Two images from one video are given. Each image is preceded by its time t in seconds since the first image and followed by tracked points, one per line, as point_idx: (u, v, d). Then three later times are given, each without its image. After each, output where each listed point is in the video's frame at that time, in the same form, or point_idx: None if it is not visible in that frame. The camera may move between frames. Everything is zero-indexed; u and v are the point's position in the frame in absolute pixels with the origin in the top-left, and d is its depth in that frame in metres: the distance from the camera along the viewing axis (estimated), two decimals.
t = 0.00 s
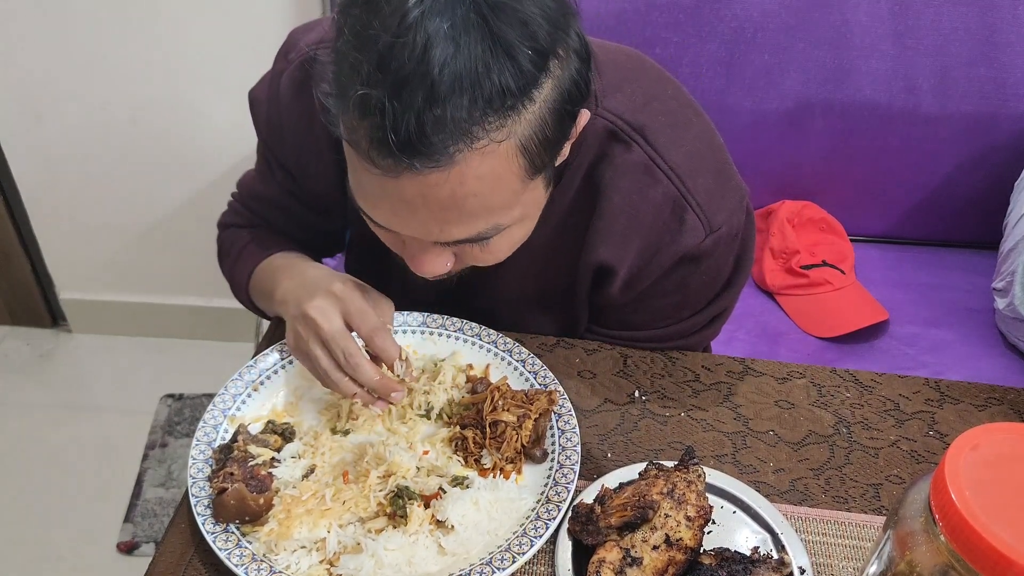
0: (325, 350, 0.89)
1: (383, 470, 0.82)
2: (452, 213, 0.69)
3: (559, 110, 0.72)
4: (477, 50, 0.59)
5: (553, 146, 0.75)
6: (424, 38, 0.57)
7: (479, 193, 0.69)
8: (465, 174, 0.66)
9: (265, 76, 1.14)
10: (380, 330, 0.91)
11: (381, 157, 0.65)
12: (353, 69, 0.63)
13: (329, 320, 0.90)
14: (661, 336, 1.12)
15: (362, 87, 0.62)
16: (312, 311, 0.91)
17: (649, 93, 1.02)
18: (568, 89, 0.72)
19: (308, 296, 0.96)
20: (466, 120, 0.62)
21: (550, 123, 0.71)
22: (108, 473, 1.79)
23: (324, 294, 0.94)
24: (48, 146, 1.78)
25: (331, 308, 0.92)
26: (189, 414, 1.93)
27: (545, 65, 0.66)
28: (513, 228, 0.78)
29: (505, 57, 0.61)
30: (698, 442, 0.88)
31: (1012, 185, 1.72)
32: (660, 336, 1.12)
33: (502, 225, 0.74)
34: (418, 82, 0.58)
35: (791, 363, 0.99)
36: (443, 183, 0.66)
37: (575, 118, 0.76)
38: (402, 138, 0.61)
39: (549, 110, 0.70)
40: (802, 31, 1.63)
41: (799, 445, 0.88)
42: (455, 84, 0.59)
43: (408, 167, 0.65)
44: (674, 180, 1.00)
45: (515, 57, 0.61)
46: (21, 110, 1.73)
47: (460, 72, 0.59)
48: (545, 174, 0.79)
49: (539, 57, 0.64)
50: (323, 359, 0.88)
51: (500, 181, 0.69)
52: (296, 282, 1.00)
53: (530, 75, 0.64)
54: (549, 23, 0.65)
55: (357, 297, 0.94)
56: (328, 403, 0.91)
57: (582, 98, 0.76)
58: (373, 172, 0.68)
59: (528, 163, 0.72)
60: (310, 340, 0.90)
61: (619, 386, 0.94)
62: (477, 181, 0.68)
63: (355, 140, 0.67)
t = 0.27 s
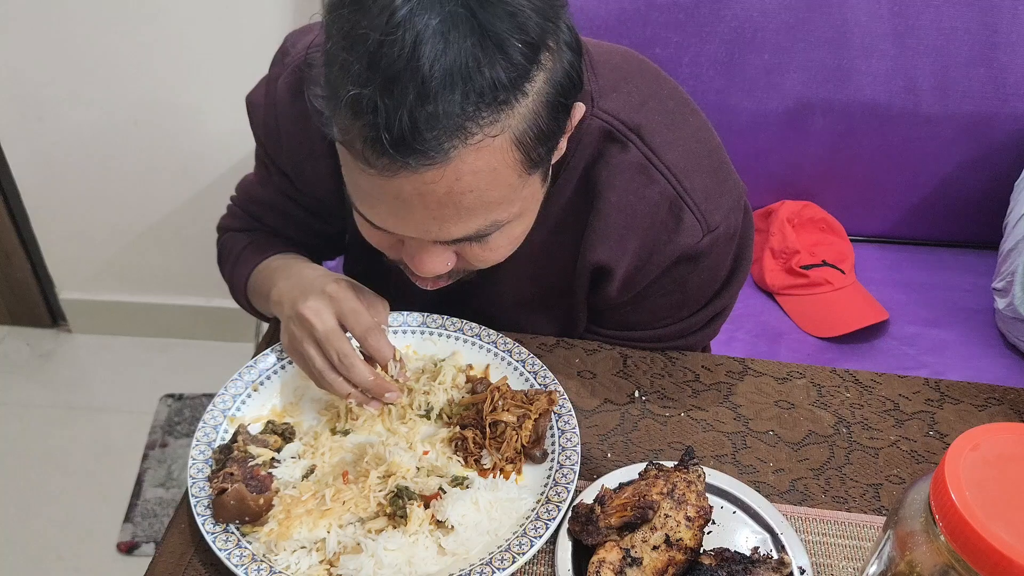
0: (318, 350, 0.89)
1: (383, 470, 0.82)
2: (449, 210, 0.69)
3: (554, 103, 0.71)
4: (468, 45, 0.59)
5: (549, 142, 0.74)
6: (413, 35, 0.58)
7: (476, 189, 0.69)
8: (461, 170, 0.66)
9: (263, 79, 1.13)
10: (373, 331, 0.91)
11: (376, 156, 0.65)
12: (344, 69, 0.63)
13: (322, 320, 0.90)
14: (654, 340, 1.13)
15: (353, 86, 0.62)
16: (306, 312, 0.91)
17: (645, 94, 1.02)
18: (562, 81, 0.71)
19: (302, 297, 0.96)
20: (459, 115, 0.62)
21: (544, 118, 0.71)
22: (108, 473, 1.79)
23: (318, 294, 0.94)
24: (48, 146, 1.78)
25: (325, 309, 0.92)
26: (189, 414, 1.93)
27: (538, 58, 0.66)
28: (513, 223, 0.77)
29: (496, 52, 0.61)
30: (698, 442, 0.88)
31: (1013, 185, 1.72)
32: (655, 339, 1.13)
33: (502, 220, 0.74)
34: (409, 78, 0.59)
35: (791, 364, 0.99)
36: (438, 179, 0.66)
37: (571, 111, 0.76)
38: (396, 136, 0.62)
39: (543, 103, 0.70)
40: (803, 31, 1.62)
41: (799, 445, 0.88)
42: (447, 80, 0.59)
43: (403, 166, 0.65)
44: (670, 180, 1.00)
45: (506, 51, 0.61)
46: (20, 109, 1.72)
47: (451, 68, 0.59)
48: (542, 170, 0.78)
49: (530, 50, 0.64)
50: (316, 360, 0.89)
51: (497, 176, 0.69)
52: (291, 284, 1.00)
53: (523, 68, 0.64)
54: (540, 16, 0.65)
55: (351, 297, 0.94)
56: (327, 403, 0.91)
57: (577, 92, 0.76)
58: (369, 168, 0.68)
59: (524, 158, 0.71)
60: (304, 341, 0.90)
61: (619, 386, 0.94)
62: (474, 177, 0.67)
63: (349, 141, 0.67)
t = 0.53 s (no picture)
0: (317, 353, 0.88)
1: (383, 470, 0.82)
2: (454, 210, 0.70)
3: (551, 96, 0.71)
4: (465, 47, 0.58)
5: (547, 137, 0.74)
6: (410, 39, 0.57)
7: (478, 190, 0.69)
8: (463, 171, 0.67)
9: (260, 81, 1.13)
10: (372, 333, 0.90)
11: (377, 159, 0.65)
12: (341, 74, 0.62)
13: (320, 321, 0.89)
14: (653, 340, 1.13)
15: (351, 91, 0.61)
16: (303, 313, 0.89)
17: (643, 93, 1.02)
18: (559, 76, 0.71)
19: (300, 299, 0.95)
20: (459, 116, 0.61)
21: (542, 113, 0.71)
22: (108, 473, 1.79)
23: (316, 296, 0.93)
24: (48, 146, 1.78)
25: (323, 310, 0.91)
26: (189, 414, 1.93)
27: (535, 54, 0.65)
28: (515, 218, 0.78)
29: (493, 51, 0.60)
30: (698, 442, 0.88)
31: (1013, 185, 1.72)
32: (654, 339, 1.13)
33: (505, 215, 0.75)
34: (407, 82, 0.58)
35: (791, 364, 0.99)
36: (442, 181, 0.67)
37: (568, 104, 0.75)
38: (397, 139, 0.61)
39: (541, 97, 0.69)
40: (802, 31, 1.63)
41: (799, 445, 0.88)
42: (446, 83, 0.59)
43: (406, 167, 0.64)
44: (667, 179, 1.00)
45: (503, 50, 0.61)
46: (20, 110, 1.72)
47: (449, 71, 0.58)
48: (542, 164, 0.78)
49: (527, 46, 0.63)
50: (315, 362, 0.88)
51: (498, 175, 0.70)
52: (289, 286, 0.99)
53: (521, 66, 0.63)
54: (535, 10, 0.64)
55: (349, 298, 0.93)
56: (327, 403, 0.92)
57: (574, 83, 0.75)
58: (370, 175, 0.68)
59: (525, 154, 0.71)
60: (303, 344, 0.89)
61: (619, 386, 0.94)
62: (476, 177, 0.68)
63: (349, 144, 0.67)
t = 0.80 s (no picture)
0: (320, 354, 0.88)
1: (383, 470, 0.83)
2: (479, 183, 0.69)
3: (575, 70, 0.71)
4: (493, 16, 0.58)
5: (571, 111, 0.74)
6: (439, 9, 0.57)
7: (504, 163, 0.68)
8: (490, 142, 0.66)
9: (268, 66, 1.14)
10: (375, 338, 0.88)
11: (404, 132, 0.64)
12: (367, 47, 0.62)
13: (324, 322, 0.87)
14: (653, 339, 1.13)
15: (378, 63, 0.61)
16: (308, 310, 0.88)
17: (651, 86, 1.03)
18: (583, 48, 0.70)
19: (302, 292, 0.93)
20: (487, 86, 0.61)
21: (566, 88, 0.70)
22: (108, 473, 1.79)
23: (320, 291, 0.91)
24: (48, 145, 1.78)
25: (327, 307, 0.89)
26: (189, 414, 1.93)
27: (559, 26, 0.65)
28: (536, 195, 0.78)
29: (521, 22, 0.60)
30: (698, 442, 0.88)
31: (1013, 185, 1.72)
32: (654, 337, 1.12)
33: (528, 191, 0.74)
34: (436, 53, 0.58)
35: (791, 363, 0.99)
36: (468, 153, 0.66)
37: (590, 81, 0.75)
38: (426, 110, 0.61)
39: (565, 71, 0.69)
40: (802, 31, 1.63)
41: (799, 445, 0.88)
42: (474, 52, 0.58)
43: (433, 139, 0.64)
44: (671, 171, 1.01)
45: (530, 21, 0.61)
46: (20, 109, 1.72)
47: (478, 41, 0.58)
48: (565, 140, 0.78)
49: (553, 16, 0.63)
50: (317, 363, 0.88)
51: (524, 146, 0.69)
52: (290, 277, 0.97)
53: (546, 37, 0.63)
54: None
55: (355, 298, 0.91)
56: (327, 403, 0.92)
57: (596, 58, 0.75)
58: (395, 148, 0.67)
59: (550, 127, 0.71)
60: (306, 342, 0.89)
61: (619, 386, 0.94)
62: (502, 149, 0.67)
63: (375, 118, 0.66)
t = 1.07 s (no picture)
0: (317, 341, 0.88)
1: (383, 470, 0.83)
2: (520, 139, 0.68)
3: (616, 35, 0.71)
4: None
5: (607, 78, 0.74)
6: None
7: (547, 118, 0.67)
8: (536, 94, 0.65)
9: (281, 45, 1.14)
10: (375, 328, 0.88)
11: (452, 82, 0.64)
12: None
13: (324, 310, 0.87)
14: (656, 337, 1.13)
15: (430, 11, 0.61)
16: (308, 296, 0.87)
17: (667, 82, 1.03)
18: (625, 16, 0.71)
19: (303, 273, 0.92)
20: (538, 35, 0.62)
21: (605, 51, 0.70)
22: (108, 473, 1.79)
23: (321, 274, 0.90)
24: (48, 146, 1.79)
25: (327, 293, 0.88)
26: (189, 414, 1.93)
27: None
28: (570, 163, 0.77)
29: None
30: (698, 442, 0.88)
31: (1013, 185, 1.72)
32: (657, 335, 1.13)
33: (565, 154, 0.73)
34: None
35: (791, 363, 0.99)
36: (514, 105, 0.65)
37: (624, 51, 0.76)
38: (478, 56, 0.61)
39: (608, 34, 0.70)
40: (802, 31, 1.63)
41: (799, 445, 0.88)
42: None
43: (481, 89, 0.63)
44: (682, 167, 1.01)
45: None
46: (20, 110, 1.72)
47: None
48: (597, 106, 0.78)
49: None
50: (314, 352, 0.88)
51: (567, 102, 0.68)
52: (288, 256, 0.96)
53: None
54: None
55: (359, 289, 0.89)
56: (327, 402, 0.92)
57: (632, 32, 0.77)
58: (438, 99, 0.66)
59: (590, 87, 0.71)
60: (304, 327, 0.88)
61: (619, 386, 0.94)
62: (547, 102, 0.66)
63: (420, 71, 0.66)
